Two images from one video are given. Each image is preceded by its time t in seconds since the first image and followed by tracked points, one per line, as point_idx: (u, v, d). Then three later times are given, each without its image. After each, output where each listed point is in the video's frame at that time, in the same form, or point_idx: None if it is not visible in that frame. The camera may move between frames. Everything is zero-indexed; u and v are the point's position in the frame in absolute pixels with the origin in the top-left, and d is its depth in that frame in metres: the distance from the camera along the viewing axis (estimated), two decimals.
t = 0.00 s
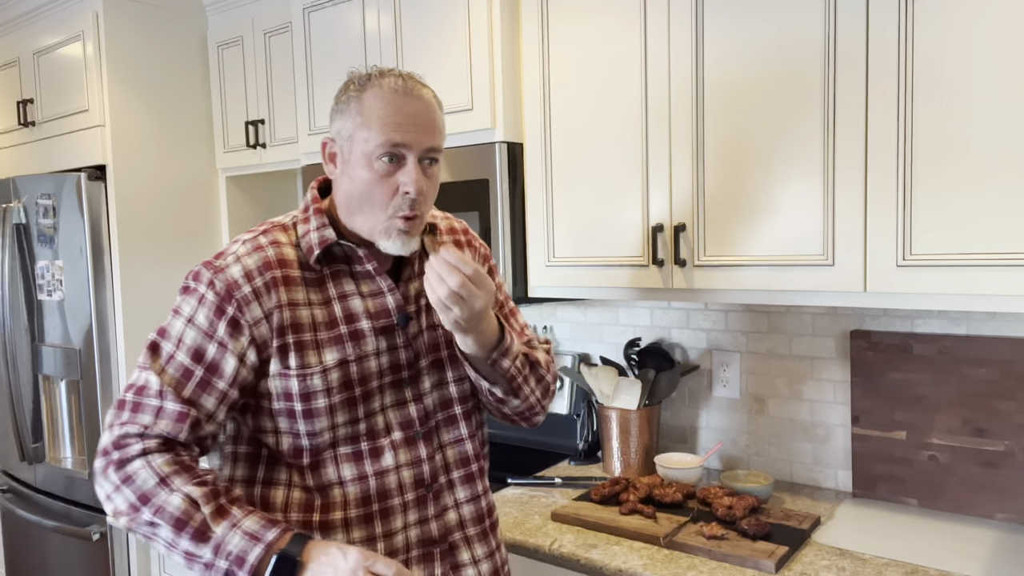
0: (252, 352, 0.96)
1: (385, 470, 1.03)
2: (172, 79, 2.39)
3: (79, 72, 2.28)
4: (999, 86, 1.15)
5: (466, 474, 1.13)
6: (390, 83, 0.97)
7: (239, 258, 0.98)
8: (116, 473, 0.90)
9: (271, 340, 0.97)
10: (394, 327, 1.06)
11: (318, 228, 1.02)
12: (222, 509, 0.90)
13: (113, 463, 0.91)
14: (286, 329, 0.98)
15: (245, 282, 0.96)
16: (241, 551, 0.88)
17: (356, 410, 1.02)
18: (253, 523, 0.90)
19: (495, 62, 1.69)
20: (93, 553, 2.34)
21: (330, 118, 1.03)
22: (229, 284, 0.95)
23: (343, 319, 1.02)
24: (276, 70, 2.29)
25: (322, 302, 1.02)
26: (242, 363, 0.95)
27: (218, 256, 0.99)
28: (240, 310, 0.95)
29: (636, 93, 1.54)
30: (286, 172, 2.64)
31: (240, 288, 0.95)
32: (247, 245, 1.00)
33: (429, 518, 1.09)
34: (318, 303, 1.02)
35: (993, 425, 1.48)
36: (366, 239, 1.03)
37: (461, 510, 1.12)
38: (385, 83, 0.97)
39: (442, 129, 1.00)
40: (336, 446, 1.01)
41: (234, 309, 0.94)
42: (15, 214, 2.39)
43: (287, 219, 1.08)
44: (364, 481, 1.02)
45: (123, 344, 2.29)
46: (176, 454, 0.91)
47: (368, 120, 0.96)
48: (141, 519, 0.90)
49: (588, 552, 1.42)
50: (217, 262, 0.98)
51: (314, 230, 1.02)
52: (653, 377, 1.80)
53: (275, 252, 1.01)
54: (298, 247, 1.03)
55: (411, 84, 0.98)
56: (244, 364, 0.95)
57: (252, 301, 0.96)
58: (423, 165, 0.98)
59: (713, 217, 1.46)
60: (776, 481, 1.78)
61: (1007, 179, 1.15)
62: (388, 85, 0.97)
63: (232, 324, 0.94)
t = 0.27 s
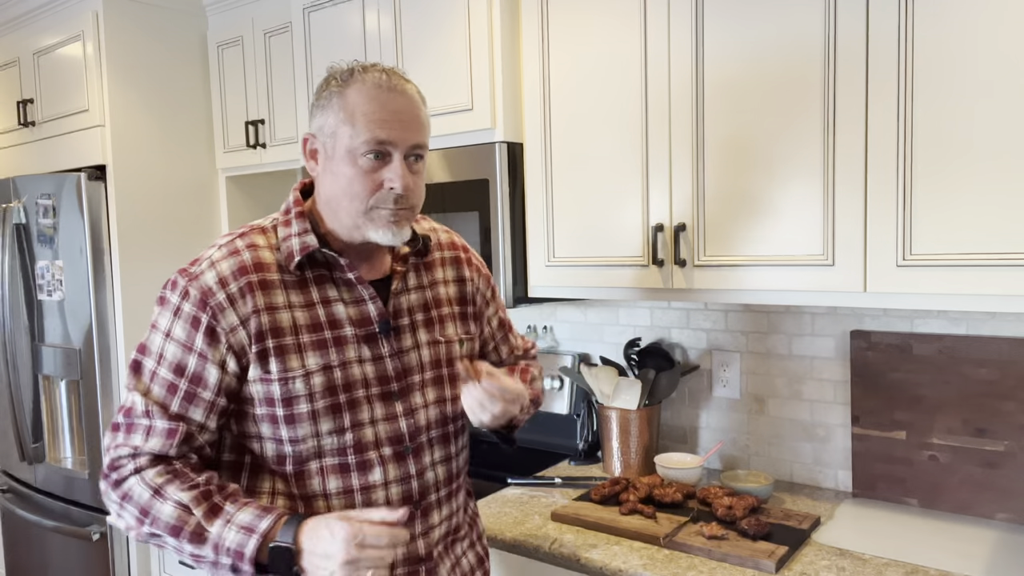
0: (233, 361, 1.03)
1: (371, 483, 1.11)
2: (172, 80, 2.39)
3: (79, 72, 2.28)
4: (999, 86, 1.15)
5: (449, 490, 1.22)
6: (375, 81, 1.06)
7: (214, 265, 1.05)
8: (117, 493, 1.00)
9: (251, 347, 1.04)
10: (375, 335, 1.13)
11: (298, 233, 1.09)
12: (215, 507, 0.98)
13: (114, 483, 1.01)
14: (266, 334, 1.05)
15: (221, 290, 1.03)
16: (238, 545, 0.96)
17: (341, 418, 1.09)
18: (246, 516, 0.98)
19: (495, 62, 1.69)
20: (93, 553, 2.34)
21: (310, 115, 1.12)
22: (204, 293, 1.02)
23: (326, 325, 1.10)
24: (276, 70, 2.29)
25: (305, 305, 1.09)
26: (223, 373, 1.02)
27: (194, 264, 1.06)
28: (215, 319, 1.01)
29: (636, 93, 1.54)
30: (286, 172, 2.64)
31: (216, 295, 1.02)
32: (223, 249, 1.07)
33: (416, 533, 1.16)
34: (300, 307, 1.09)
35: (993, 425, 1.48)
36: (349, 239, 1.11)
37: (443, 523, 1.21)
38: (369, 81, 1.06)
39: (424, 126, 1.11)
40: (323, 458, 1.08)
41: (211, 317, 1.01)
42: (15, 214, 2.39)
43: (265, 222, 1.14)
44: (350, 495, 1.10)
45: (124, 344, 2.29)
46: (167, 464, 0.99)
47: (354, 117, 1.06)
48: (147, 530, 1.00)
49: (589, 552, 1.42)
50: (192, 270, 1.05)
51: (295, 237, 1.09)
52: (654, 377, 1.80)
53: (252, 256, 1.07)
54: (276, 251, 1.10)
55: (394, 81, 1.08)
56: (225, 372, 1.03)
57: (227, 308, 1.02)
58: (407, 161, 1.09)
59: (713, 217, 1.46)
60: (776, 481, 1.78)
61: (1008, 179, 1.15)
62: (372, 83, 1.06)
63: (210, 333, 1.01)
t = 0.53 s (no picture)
0: (239, 361, 1.03)
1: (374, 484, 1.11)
2: (172, 80, 2.39)
3: (79, 72, 2.28)
4: (1000, 87, 1.15)
5: (450, 490, 1.24)
6: (379, 80, 1.06)
7: (215, 266, 1.05)
8: (138, 503, 0.99)
9: (257, 347, 1.04)
10: (376, 335, 1.15)
11: (299, 233, 1.09)
12: (247, 498, 0.99)
13: (131, 496, 1.00)
14: (270, 333, 1.05)
15: (223, 290, 1.03)
16: (279, 527, 0.97)
17: (344, 419, 1.09)
18: (282, 499, 0.98)
19: (495, 63, 1.69)
20: (94, 553, 2.34)
21: (310, 114, 1.12)
22: (207, 294, 1.02)
23: (329, 324, 1.10)
24: (276, 71, 2.29)
25: (307, 305, 1.09)
26: (233, 374, 1.02)
27: (193, 266, 1.05)
28: (220, 319, 1.01)
29: (637, 93, 1.54)
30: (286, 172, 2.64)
31: (219, 296, 1.02)
32: (223, 250, 1.07)
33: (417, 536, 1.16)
34: (303, 307, 1.09)
35: (993, 426, 1.48)
36: (355, 239, 1.11)
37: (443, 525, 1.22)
38: (371, 80, 1.06)
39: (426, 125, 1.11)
40: (326, 460, 1.08)
41: (216, 318, 1.01)
42: (16, 214, 2.39)
43: (263, 223, 1.15)
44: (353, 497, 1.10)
45: (124, 344, 2.29)
46: (186, 467, 0.98)
47: (357, 117, 1.05)
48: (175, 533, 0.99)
49: (589, 552, 1.42)
50: (192, 272, 1.04)
51: (296, 236, 1.09)
52: (653, 377, 1.80)
53: (252, 258, 1.07)
54: (276, 250, 1.10)
55: (397, 79, 1.07)
56: (233, 373, 1.02)
57: (231, 308, 1.02)
58: (410, 161, 1.09)
59: (713, 217, 1.46)
60: (777, 481, 1.78)
61: (1008, 179, 1.15)
62: (376, 82, 1.06)
63: (217, 334, 1.01)
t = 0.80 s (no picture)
0: (242, 360, 1.03)
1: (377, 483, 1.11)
2: (172, 80, 2.39)
3: (79, 72, 2.28)
4: (1001, 87, 1.15)
5: (452, 488, 1.24)
6: (378, 79, 1.07)
7: (215, 266, 1.05)
8: (145, 504, 0.99)
9: (259, 345, 1.04)
10: (376, 333, 1.15)
11: (298, 231, 1.09)
12: (254, 494, 0.99)
13: (136, 498, 1.00)
14: (271, 332, 1.05)
15: (225, 289, 1.03)
16: (289, 521, 0.98)
17: (346, 417, 1.09)
18: (289, 493, 0.99)
19: (495, 63, 1.69)
20: (93, 553, 2.34)
21: (309, 113, 1.12)
22: (208, 293, 1.02)
23: (330, 322, 1.10)
24: (276, 71, 2.29)
25: (308, 304, 1.09)
26: (236, 372, 1.02)
27: (193, 265, 1.05)
28: (222, 318, 1.01)
29: (637, 93, 1.54)
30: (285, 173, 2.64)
31: (221, 294, 1.02)
32: (223, 249, 1.07)
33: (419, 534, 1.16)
34: (304, 305, 1.09)
35: (993, 425, 1.48)
36: (356, 237, 1.11)
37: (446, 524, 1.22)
38: (368, 78, 1.07)
39: (424, 124, 1.11)
40: (327, 459, 1.08)
41: (218, 317, 1.01)
42: (16, 214, 2.39)
43: (261, 222, 1.15)
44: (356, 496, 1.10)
45: (124, 343, 2.29)
46: (191, 467, 0.98)
47: (356, 115, 1.06)
48: (183, 533, 0.99)
49: (589, 552, 1.42)
50: (192, 272, 1.04)
51: (295, 235, 1.09)
52: (654, 377, 1.79)
53: (252, 257, 1.07)
54: (275, 249, 1.10)
55: (394, 78, 1.08)
56: (236, 372, 1.02)
57: (233, 307, 1.02)
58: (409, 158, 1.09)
59: (713, 217, 1.46)
60: (777, 481, 1.78)
61: (1008, 179, 1.15)
62: (374, 80, 1.06)
63: (219, 333, 1.01)
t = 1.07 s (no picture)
0: (237, 357, 1.03)
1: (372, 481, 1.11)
2: (172, 80, 2.39)
3: (79, 72, 2.27)
4: (1001, 87, 1.15)
5: (451, 487, 1.23)
6: (362, 75, 1.07)
7: (211, 264, 1.05)
8: (141, 499, 1.00)
9: (254, 342, 1.04)
10: (373, 330, 1.15)
11: (294, 229, 1.09)
12: (249, 486, 1.00)
13: (132, 493, 1.01)
14: (265, 328, 1.05)
15: (219, 287, 1.03)
16: (284, 511, 0.98)
17: (342, 414, 1.09)
18: (284, 484, 0.99)
19: (495, 63, 1.69)
20: (94, 553, 2.34)
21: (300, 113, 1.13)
22: (203, 291, 1.02)
23: (326, 320, 1.10)
24: (276, 70, 2.29)
25: (304, 301, 1.09)
26: (231, 369, 1.02)
27: (190, 263, 1.06)
28: (216, 315, 1.02)
29: (637, 93, 1.54)
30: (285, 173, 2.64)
31: (215, 291, 1.03)
32: (219, 247, 1.07)
33: (415, 532, 1.16)
34: (300, 302, 1.09)
35: (993, 426, 1.48)
36: (347, 235, 1.12)
37: (445, 522, 1.22)
38: (355, 77, 1.07)
39: (412, 120, 1.11)
40: (323, 456, 1.08)
41: (213, 314, 1.02)
42: (16, 214, 2.39)
43: (259, 221, 1.15)
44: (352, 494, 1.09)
45: (124, 343, 2.29)
46: (186, 461, 0.99)
47: (340, 112, 1.06)
48: (179, 527, 1.00)
49: (588, 552, 1.42)
50: (189, 269, 1.05)
51: (291, 233, 1.09)
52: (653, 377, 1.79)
53: (248, 254, 1.07)
54: (272, 247, 1.10)
55: (380, 75, 1.08)
56: (230, 368, 1.02)
57: (227, 304, 1.03)
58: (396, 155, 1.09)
59: (713, 217, 1.46)
60: (777, 481, 1.78)
61: (1009, 179, 1.15)
62: (359, 77, 1.07)
63: (214, 330, 1.01)
